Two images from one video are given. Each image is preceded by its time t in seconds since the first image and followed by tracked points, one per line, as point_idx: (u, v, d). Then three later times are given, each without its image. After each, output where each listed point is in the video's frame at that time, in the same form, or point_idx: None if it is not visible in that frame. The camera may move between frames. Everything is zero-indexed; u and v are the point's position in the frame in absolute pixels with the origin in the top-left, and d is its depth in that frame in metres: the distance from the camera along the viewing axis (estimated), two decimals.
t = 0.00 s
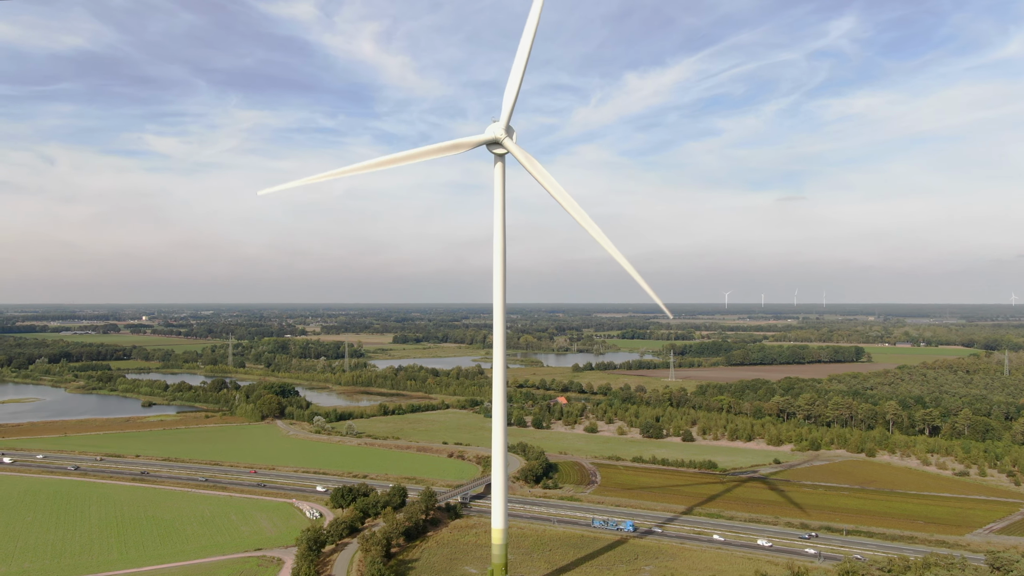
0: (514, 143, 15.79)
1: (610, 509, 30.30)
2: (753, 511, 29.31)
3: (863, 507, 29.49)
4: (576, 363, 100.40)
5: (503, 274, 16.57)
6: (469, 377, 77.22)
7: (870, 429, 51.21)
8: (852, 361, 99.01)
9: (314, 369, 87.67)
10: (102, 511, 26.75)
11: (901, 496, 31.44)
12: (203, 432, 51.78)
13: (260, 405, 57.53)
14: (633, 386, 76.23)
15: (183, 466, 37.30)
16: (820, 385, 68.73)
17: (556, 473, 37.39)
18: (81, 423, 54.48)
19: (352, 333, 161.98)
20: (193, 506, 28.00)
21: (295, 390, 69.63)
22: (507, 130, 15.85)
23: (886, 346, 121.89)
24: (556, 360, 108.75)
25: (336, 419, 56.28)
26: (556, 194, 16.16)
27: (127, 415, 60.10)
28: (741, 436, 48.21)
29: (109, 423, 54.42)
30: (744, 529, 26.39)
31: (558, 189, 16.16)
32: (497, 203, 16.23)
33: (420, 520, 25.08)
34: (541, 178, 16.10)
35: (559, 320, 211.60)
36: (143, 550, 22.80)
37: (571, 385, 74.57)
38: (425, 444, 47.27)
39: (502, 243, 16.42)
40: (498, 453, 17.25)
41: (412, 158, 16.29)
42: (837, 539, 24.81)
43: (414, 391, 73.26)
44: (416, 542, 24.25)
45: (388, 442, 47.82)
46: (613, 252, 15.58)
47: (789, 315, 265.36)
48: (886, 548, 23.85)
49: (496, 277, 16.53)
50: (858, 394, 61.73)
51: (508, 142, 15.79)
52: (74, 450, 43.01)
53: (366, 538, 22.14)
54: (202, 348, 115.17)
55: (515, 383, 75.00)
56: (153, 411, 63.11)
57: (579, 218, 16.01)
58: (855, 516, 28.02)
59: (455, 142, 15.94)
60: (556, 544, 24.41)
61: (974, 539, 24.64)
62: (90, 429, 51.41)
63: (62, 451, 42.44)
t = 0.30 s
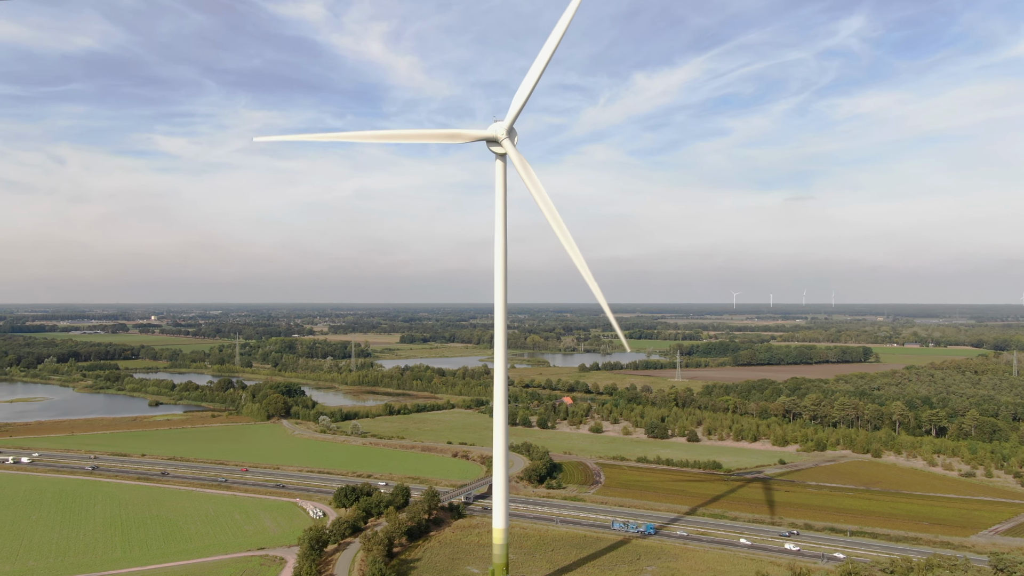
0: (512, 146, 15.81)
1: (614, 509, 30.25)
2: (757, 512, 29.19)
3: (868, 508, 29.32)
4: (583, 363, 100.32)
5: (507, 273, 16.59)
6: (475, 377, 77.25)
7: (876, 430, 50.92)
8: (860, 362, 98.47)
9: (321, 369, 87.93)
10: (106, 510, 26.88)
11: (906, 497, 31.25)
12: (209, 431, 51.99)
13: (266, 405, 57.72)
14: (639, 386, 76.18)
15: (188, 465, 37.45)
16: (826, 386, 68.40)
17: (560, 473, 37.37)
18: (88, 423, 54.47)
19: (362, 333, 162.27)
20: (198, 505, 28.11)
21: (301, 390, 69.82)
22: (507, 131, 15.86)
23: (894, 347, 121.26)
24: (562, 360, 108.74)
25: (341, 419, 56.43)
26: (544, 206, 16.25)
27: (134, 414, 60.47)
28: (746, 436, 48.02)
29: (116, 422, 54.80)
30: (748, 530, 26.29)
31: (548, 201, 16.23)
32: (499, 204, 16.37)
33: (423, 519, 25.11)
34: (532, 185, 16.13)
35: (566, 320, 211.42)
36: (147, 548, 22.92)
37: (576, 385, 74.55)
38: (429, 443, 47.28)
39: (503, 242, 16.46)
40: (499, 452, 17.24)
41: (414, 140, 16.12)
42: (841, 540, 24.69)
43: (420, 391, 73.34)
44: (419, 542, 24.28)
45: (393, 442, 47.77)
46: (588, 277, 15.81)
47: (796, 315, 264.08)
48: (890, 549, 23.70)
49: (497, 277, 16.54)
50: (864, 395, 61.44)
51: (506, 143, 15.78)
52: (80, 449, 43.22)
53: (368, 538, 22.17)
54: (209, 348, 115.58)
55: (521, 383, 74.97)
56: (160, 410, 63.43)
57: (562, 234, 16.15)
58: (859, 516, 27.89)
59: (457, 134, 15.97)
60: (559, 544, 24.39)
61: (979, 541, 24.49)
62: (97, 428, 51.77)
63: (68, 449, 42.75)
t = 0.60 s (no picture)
0: (511, 146, 15.81)
1: (617, 509, 30.19)
2: (762, 512, 29.04)
3: (873, 508, 29.17)
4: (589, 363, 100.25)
5: (508, 274, 16.61)
6: (481, 377, 77.30)
7: (882, 430, 50.65)
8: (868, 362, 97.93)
9: (327, 369, 88.22)
10: (111, 509, 27.05)
11: (912, 498, 31.05)
12: (216, 431, 52.23)
13: (272, 404, 57.92)
14: (645, 386, 76.10)
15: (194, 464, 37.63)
16: (833, 386, 68.09)
17: (564, 473, 37.34)
18: (96, 422, 54.84)
19: (370, 332, 162.73)
20: (202, 504, 28.22)
21: (307, 390, 70.04)
22: (509, 133, 15.85)
23: (902, 347, 120.68)
24: (568, 360, 108.74)
25: (347, 419, 56.60)
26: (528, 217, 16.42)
27: (141, 413, 60.84)
28: (752, 437, 47.86)
29: (124, 421, 55.14)
30: (752, 530, 26.18)
31: (534, 217, 16.42)
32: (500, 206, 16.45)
33: (426, 519, 25.13)
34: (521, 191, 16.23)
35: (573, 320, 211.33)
36: (151, 547, 23.05)
37: (582, 385, 74.50)
38: (434, 443, 47.28)
39: (505, 246, 16.47)
40: (499, 451, 17.24)
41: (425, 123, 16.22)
42: (845, 541, 24.56)
43: (426, 390, 73.43)
44: (421, 541, 24.31)
45: (399, 442, 47.69)
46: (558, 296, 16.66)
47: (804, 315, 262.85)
48: (895, 550, 23.56)
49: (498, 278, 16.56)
50: (870, 395, 61.16)
51: (505, 143, 15.79)
52: (87, 448, 43.49)
53: (370, 537, 22.20)
54: (217, 348, 116.11)
55: (527, 384, 74.95)
56: (167, 409, 63.81)
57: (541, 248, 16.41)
58: (863, 517, 27.75)
59: (468, 126, 16.08)
60: (562, 544, 24.35)
61: (984, 542, 24.31)
62: (104, 427, 52.11)
63: (75, 448, 43.08)
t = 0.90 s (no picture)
0: (510, 145, 15.83)
1: (621, 510, 30.14)
2: (766, 513, 28.95)
3: (878, 509, 29.02)
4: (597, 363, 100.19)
5: (510, 275, 16.83)
6: (487, 377, 77.32)
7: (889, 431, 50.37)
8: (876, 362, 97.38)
9: (334, 369, 88.46)
10: (116, 508, 27.21)
11: (917, 499, 30.85)
12: (222, 430, 52.48)
13: (278, 404, 58.11)
14: (652, 386, 76.00)
15: (200, 464, 37.85)
16: (840, 386, 67.76)
17: (568, 473, 37.31)
18: (103, 421, 55.17)
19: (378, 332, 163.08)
20: (207, 504, 28.34)
21: (314, 389, 70.24)
22: (510, 133, 15.86)
23: (910, 347, 119.98)
24: (575, 360, 108.68)
25: (353, 418, 56.76)
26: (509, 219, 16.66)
27: (148, 413, 61.19)
28: (758, 437, 47.68)
29: (131, 421, 55.45)
30: (756, 531, 26.10)
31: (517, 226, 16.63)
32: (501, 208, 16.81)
33: (429, 519, 25.16)
34: (509, 192, 16.51)
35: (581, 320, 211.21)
36: (155, 546, 23.18)
37: (589, 385, 74.42)
38: (439, 443, 47.28)
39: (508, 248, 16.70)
40: (501, 450, 17.27)
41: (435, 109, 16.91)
42: (849, 542, 24.44)
43: (432, 390, 73.51)
44: (424, 541, 24.35)
45: (404, 442, 47.67)
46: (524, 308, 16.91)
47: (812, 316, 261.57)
48: (899, 551, 23.44)
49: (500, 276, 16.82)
50: (878, 396, 60.79)
51: (503, 143, 15.83)
52: (95, 447, 43.77)
53: (372, 537, 22.24)
54: (224, 348, 116.59)
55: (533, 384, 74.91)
56: (174, 409, 64.14)
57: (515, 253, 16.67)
58: (868, 518, 27.62)
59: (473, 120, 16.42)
60: (565, 544, 24.36)
61: (990, 544, 24.13)
62: (112, 426, 52.45)
63: (82, 448, 43.42)
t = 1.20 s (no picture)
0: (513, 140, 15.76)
1: (625, 510, 30.07)
2: (770, 514, 28.85)
3: (884, 510, 28.89)
4: (603, 363, 100.08)
5: (511, 274, 16.78)
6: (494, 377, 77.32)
7: (896, 432, 50.01)
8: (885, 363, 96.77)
9: (341, 368, 88.74)
10: (122, 507, 27.39)
11: (923, 500, 30.67)
12: (229, 429, 52.73)
13: (285, 403, 58.31)
14: (658, 386, 75.84)
15: (206, 463, 38.03)
16: (847, 387, 67.30)
17: (573, 473, 37.29)
18: (110, 420, 55.47)
19: (385, 332, 163.50)
20: (211, 503, 28.47)
21: (321, 389, 70.49)
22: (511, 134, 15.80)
23: (919, 348, 119.26)
24: (582, 360, 108.67)
25: (359, 418, 56.92)
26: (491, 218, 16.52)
27: (156, 412, 61.67)
28: (764, 438, 47.50)
29: (138, 420, 55.69)
30: (760, 532, 25.99)
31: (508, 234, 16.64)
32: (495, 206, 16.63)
33: (432, 518, 25.19)
34: (497, 192, 16.43)
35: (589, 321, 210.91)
36: (159, 545, 23.29)
37: (595, 385, 74.36)
38: (445, 443, 47.28)
39: (508, 250, 16.67)
40: (504, 450, 17.32)
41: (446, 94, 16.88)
42: (853, 543, 24.35)
43: (439, 390, 73.61)
44: (427, 541, 24.40)
45: (409, 442, 47.63)
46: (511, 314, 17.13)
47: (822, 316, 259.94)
48: (904, 553, 23.30)
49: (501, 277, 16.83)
50: (885, 396, 60.42)
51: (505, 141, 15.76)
52: (101, 446, 44.08)
53: (375, 536, 22.31)
54: (232, 348, 117.10)
55: (540, 384, 74.89)
56: (182, 408, 64.50)
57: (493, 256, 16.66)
58: (873, 519, 27.47)
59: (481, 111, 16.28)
60: (568, 544, 24.37)
61: (997, 545, 23.95)
62: (120, 426, 52.79)
63: (89, 446, 43.73)
